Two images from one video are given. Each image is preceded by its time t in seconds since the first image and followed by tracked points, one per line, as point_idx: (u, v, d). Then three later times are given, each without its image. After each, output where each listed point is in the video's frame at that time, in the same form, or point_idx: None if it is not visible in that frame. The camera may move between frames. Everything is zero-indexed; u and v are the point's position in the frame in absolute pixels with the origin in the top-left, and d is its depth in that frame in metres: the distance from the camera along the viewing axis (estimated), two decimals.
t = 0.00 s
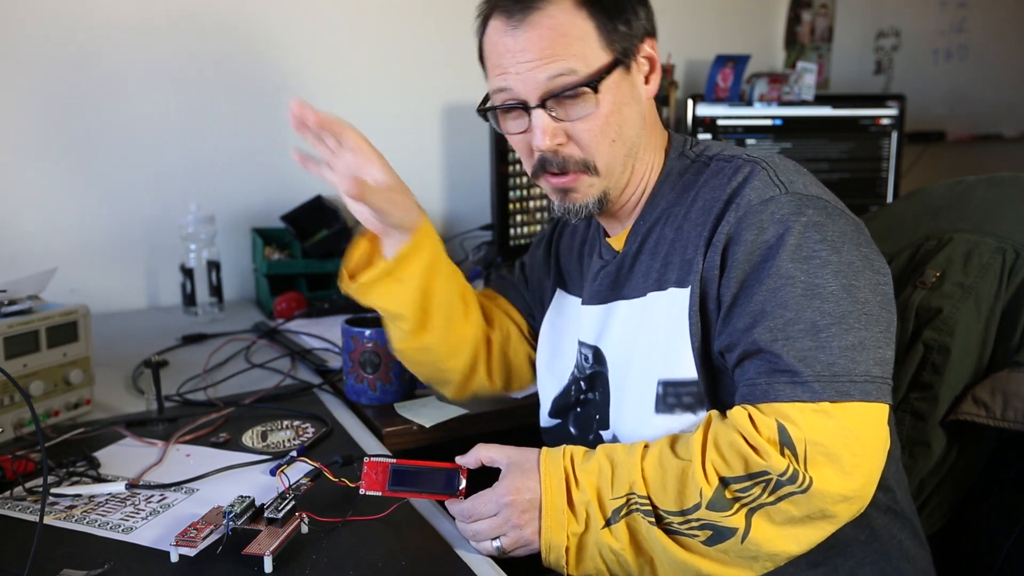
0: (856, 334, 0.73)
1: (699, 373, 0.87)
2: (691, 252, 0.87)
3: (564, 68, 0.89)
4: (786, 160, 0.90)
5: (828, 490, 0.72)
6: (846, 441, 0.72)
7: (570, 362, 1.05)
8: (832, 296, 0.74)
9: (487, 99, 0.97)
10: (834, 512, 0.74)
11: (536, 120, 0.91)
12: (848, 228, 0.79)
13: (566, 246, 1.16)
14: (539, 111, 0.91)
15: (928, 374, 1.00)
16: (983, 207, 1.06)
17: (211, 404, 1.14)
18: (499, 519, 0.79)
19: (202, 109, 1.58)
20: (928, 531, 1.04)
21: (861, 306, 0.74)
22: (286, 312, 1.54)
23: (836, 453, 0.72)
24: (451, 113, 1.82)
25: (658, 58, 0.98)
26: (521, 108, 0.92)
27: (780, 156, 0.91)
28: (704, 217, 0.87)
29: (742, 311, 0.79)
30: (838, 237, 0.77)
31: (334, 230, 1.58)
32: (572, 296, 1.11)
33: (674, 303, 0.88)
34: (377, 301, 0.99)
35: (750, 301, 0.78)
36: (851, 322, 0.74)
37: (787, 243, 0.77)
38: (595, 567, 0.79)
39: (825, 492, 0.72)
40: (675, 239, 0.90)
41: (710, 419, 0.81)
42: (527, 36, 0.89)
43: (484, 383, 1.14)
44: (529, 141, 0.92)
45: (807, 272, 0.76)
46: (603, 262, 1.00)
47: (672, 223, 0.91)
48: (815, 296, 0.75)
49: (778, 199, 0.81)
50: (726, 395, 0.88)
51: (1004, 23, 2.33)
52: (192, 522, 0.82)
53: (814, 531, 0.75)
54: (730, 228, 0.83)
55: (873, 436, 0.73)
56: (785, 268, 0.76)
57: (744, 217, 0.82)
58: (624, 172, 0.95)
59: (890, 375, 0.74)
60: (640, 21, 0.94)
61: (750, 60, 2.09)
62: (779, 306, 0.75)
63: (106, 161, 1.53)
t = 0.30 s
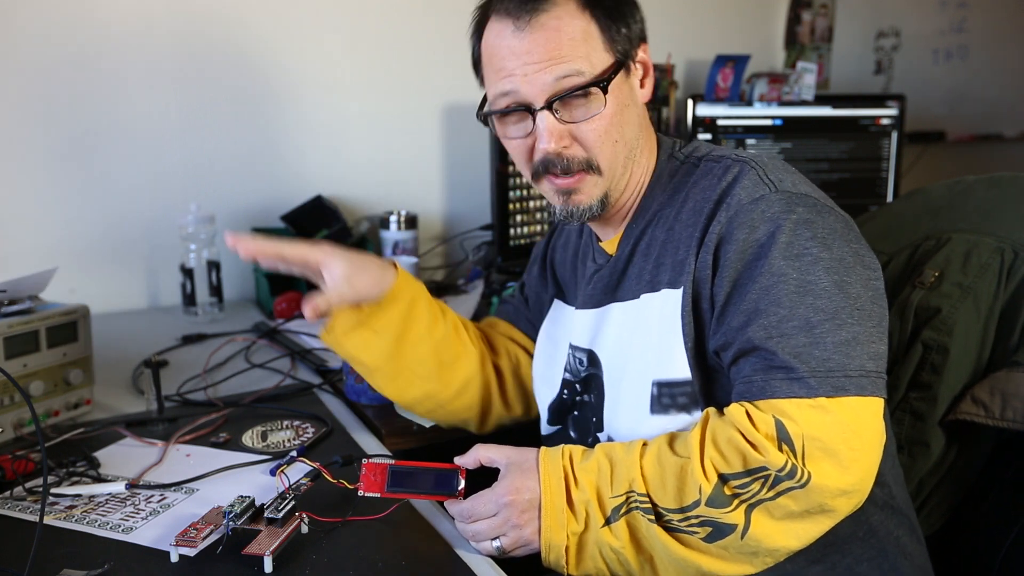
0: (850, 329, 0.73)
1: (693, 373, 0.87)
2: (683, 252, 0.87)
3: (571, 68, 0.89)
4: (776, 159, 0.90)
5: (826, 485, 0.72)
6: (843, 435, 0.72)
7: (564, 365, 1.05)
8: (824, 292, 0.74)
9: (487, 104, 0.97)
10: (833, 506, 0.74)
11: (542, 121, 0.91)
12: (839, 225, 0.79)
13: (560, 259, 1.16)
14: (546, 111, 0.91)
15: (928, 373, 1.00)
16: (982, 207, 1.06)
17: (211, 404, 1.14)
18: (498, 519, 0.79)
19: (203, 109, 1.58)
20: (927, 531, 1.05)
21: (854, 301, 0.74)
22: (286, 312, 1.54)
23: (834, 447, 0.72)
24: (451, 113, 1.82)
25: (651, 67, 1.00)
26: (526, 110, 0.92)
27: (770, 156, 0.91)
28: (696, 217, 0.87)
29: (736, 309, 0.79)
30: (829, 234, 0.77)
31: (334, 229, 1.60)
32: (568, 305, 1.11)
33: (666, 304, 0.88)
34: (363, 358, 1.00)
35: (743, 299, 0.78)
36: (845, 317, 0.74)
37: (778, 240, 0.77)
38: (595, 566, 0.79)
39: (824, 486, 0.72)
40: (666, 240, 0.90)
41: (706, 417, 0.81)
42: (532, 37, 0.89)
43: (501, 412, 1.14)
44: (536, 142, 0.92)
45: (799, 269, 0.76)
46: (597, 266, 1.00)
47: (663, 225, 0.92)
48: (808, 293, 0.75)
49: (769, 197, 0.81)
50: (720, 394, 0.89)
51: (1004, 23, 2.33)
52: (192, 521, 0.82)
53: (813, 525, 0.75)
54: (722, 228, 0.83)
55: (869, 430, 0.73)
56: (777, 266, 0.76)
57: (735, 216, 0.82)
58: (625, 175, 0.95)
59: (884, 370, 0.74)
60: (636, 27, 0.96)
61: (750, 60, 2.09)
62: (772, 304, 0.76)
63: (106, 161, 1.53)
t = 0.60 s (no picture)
0: (851, 329, 0.73)
1: (693, 373, 0.87)
2: (684, 252, 0.87)
3: (551, 80, 0.87)
4: (776, 159, 0.90)
5: (827, 484, 0.72)
6: (844, 435, 0.72)
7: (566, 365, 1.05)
8: (825, 292, 0.74)
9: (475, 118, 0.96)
10: (834, 506, 0.74)
11: (526, 133, 0.90)
12: (839, 225, 0.79)
13: (563, 257, 1.16)
14: (529, 124, 0.89)
15: (927, 373, 1.01)
16: (982, 207, 1.06)
17: (211, 404, 1.14)
18: (499, 519, 0.79)
19: (203, 109, 1.59)
20: (927, 531, 1.04)
21: (855, 300, 0.74)
22: (286, 312, 1.54)
23: (835, 447, 0.72)
24: (451, 113, 1.82)
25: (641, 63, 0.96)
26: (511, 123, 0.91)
27: (770, 155, 0.91)
28: (696, 217, 0.87)
29: (737, 309, 0.79)
30: (830, 234, 0.77)
31: (334, 230, 1.60)
32: (569, 305, 1.11)
33: (666, 305, 0.88)
34: (373, 366, 0.99)
35: (744, 299, 0.78)
36: (846, 317, 0.73)
37: (779, 241, 0.77)
38: (596, 566, 0.79)
39: (825, 486, 0.72)
40: (667, 240, 0.90)
41: (707, 416, 0.81)
42: (510, 53, 0.88)
43: (498, 412, 1.14)
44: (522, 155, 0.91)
45: (800, 269, 0.75)
46: (598, 266, 1.00)
47: (664, 224, 0.92)
48: (809, 293, 0.75)
49: (769, 197, 0.81)
50: (721, 393, 0.89)
51: (1004, 23, 2.33)
52: (192, 521, 0.82)
53: (813, 524, 0.75)
54: (722, 228, 0.83)
55: (869, 430, 0.73)
56: (778, 266, 0.76)
57: (736, 216, 0.81)
58: (618, 177, 0.94)
59: (884, 369, 0.74)
60: (619, 26, 0.93)
61: (750, 60, 2.09)
62: (773, 304, 0.75)
63: (106, 161, 1.53)
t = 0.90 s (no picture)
0: (854, 337, 0.73)
1: (693, 377, 0.87)
2: (687, 255, 0.87)
3: (485, 110, 0.88)
4: (782, 161, 0.90)
5: (826, 494, 0.72)
6: (845, 445, 0.72)
7: (568, 361, 1.05)
8: (829, 300, 0.74)
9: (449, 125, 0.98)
10: (832, 516, 0.74)
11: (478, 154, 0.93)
12: (845, 230, 0.78)
13: (568, 252, 1.15)
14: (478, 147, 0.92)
15: (928, 373, 1.01)
16: (981, 207, 1.06)
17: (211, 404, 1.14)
18: (498, 520, 0.78)
19: (203, 110, 1.59)
20: (926, 531, 1.04)
21: (859, 308, 0.74)
22: (286, 312, 1.54)
23: (836, 456, 0.72)
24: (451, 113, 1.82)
25: (610, 70, 0.90)
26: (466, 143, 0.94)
27: (777, 157, 0.90)
28: (700, 219, 0.87)
29: (739, 316, 0.79)
30: (836, 240, 0.77)
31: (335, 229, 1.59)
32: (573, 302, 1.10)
33: (669, 307, 0.88)
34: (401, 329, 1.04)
35: (747, 306, 0.78)
36: (849, 325, 0.73)
37: (783, 246, 0.77)
38: (594, 569, 0.79)
39: (824, 496, 0.72)
40: (671, 242, 0.90)
41: (709, 422, 0.81)
42: (449, 82, 0.90)
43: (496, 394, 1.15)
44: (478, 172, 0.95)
45: (804, 276, 0.75)
46: (602, 263, 1.00)
47: (668, 225, 0.91)
48: (812, 300, 0.74)
49: (775, 202, 0.80)
50: (722, 397, 0.89)
51: (1003, 24, 2.34)
52: (192, 522, 0.82)
53: (812, 533, 0.75)
54: (727, 232, 0.82)
55: (871, 440, 0.73)
56: (782, 272, 0.76)
57: (740, 220, 0.81)
58: (586, 189, 0.93)
59: (887, 377, 0.74)
60: (573, 38, 0.87)
61: (750, 60, 2.09)
62: (776, 311, 0.75)
63: (106, 161, 1.53)
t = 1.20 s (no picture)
0: (821, 299, 0.74)
1: (673, 355, 0.87)
2: (658, 239, 0.88)
3: (512, 50, 0.91)
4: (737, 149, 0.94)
5: (810, 449, 0.72)
6: (821, 399, 0.72)
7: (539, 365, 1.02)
8: (794, 265, 0.76)
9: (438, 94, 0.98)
10: (819, 472, 0.74)
11: (483, 103, 0.93)
12: (801, 206, 0.82)
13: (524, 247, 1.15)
14: (486, 93, 0.92)
15: (926, 373, 1.01)
16: (979, 206, 1.06)
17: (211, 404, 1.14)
18: (502, 518, 0.78)
19: (203, 110, 1.59)
20: (924, 531, 1.04)
21: (822, 273, 0.76)
22: (286, 312, 1.54)
23: (814, 411, 0.72)
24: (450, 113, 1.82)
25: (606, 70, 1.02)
26: (470, 94, 0.94)
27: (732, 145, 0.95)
28: (668, 206, 0.89)
29: (710, 287, 0.80)
30: (793, 212, 0.80)
31: (334, 229, 1.58)
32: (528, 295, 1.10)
33: (646, 292, 0.88)
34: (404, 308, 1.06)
35: (717, 276, 0.79)
36: (815, 287, 0.75)
37: (747, 218, 0.79)
38: (598, 566, 0.78)
39: (807, 452, 0.72)
40: (640, 230, 0.91)
41: (686, 399, 0.81)
42: (480, 22, 0.92)
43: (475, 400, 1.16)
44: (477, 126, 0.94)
45: (768, 244, 0.77)
46: (566, 269, 1.01)
47: (635, 216, 0.93)
48: (778, 266, 0.76)
49: (735, 179, 0.84)
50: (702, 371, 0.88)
51: (1003, 24, 2.34)
52: (192, 522, 0.82)
53: (801, 494, 0.74)
54: (693, 211, 0.85)
55: (846, 394, 0.73)
56: (747, 242, 0.78)
57: (705, 198, 0.84)
58: (573, 169, 0.96)
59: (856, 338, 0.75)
60: (589, 31, 0.99)
61: (750, 60, 2.09)
62: (746, 277, 0.76)
63: (106, 161, 1.53)
